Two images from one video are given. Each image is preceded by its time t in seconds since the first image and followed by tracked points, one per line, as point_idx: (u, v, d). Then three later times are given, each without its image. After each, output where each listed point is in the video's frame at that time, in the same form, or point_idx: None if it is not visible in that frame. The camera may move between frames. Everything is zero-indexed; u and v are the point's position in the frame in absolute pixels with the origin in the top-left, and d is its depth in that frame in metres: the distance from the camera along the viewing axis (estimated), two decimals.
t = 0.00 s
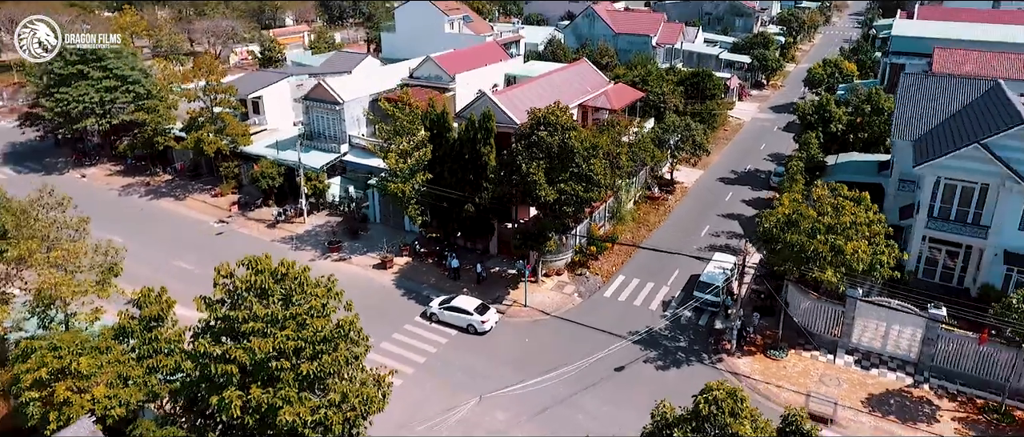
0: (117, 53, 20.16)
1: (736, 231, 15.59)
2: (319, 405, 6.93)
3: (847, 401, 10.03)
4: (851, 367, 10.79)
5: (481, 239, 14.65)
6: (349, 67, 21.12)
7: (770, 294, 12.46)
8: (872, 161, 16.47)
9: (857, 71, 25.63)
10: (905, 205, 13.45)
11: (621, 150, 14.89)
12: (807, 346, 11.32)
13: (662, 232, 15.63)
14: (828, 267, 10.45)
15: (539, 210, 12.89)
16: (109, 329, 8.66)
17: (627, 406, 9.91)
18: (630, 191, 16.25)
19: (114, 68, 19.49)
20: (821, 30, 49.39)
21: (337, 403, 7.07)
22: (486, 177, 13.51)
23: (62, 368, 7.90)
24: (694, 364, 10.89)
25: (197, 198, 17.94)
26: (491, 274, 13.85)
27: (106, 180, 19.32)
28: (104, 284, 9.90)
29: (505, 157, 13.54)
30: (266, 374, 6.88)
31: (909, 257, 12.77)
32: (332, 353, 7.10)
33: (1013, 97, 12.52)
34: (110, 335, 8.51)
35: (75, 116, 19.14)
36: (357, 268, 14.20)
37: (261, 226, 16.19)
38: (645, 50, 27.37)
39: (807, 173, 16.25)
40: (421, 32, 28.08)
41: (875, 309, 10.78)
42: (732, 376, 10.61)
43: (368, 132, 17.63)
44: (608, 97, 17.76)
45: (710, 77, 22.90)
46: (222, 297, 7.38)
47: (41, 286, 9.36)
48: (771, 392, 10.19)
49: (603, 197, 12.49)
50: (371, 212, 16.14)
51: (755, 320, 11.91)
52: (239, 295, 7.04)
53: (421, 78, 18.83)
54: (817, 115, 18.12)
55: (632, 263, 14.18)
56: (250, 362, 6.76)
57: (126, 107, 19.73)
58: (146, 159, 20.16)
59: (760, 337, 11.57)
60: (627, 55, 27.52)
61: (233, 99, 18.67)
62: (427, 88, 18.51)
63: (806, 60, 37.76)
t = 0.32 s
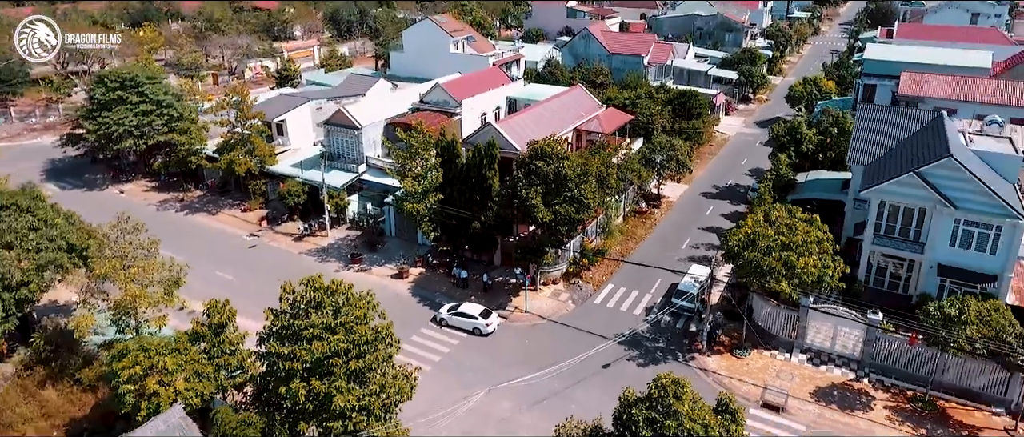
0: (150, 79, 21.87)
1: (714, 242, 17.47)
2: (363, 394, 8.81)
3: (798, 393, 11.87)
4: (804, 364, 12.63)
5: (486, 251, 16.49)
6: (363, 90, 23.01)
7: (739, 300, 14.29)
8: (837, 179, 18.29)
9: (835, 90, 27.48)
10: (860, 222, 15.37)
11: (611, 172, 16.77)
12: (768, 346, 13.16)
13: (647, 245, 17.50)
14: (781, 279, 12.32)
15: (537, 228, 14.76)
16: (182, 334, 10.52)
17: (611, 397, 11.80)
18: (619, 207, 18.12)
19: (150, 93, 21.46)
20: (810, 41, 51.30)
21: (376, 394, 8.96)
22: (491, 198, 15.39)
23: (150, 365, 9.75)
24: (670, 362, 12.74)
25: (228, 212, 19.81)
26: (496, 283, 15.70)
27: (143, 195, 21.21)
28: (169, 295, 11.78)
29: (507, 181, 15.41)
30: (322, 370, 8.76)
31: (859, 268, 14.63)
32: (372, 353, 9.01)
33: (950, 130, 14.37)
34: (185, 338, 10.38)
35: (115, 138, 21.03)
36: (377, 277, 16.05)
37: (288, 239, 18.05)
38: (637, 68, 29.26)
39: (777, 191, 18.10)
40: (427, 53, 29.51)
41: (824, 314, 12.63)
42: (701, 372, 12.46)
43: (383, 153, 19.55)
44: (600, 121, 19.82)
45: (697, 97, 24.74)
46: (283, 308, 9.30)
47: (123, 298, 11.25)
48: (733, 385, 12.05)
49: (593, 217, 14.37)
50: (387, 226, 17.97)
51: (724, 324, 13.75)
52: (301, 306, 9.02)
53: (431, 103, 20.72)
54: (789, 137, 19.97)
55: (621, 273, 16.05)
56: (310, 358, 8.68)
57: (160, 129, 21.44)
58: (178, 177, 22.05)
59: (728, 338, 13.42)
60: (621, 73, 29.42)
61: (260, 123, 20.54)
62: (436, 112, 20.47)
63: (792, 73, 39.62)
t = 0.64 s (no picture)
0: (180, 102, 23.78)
1: (696, 253, 19.33)
2: (393, 388, 10.75)
3: (761, 387, 13.75)
4: (768, 363, 14.52)
5: (491, 262, 18.38)
6: (374, 111, 24.88)
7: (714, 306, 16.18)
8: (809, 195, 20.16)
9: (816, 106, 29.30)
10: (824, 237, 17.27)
11: (603, 191, 18.67)
12: (738, 347, 15.05)
13: (636, 256, 19.39)
14: (747, 289, 14.22)
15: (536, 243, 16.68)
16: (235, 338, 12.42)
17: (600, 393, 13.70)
18: (610, 221, 20.01)
19: (181, 116, 23.32)
20: (801, 52, 53.16)
21: (402, 389, 10.89)
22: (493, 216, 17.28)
23: (211, 363, 11.54)
24: (652, 361, 14.62)
25: (254, 225, 21.70)
26: (499, 290, 17.59)
27: (175, 209, 23.11)
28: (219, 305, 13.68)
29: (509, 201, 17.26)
30: (359, 368, 10.69)
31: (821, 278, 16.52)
32: (398, 355, 10.93)
33: (902, 156, 16.23)
34: (238, 341, 12.27)
35: (150, 157, 22.84)
36: (393, 285, 17.94)
37: (311, 251, 19.95)
38: (630, 86, 31.23)
39: (753, 207, 19.97)
40: (433, 71, 31.39)
41: (785, 320, 14.51)
42: (679, 369, 14.35)
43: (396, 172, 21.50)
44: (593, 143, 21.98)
45: (684, 116, 26.29)
46: (325, 316, 11.24)
47: (181, 307, 13.17)
48: (705, 381, 13.93)
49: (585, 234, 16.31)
50: (401, 238, 19.86)
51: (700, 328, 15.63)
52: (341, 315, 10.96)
53: (439, 125, 22.66)
54: (767, 156, 21.83)
55: (611, 282, 17.95)
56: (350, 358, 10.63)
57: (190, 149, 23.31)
58: (206, 192, 23.95)
59: (703, 340, 15.31)
60: (615, 91, 31.38)
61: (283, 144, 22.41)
62: (443, 133, 22.40)
63: (781, 85, 41.45)
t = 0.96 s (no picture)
0: (206, 121, 25.64)
1: (680, 261, 21.26)
2: (412, 383, 12.72)
3: (732, 384, 15.65)
4: (738, 363, 16.42)
5: (494, 271, 20.30)
6: (385, 128, 26.80)
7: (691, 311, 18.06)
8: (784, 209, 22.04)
9: (799, 122, 31.20)
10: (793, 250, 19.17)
11: (596, 206, 20.61)
12: (713, 348, 16.94)
13: (626, 266, 21.30)
14: (720, 298, 16.12)
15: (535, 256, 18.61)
16: (275, 340, 14.37)
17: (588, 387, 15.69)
18: (603, 233, 21.93)
19: (207, 134, 25.25)
20: (792, 63, 55.07)
21: (419, 384, 12.84)
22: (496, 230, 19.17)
23: (256, 361, 13.49)
24: (638, 361, 16.53)
25: (277, 236, 23.64)
26: (501, 297, 19.47)
27: (201, 220, 25.05)
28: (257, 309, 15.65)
29: (511, 217, 19.17)
30: (384, 365, 12.65)
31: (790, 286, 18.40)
32: (416, 355, 12.90)
33: (862, 178, 18.14)
34: (276, 343, 14.23)
35: (179, 171, 24.74)
36: (405, 292, 19.85)
37: (330, 259, 21.89)
38: (624, 102, 33.15)
39: (734, 220, 21.91)
40: (439, 88, 33.32)
41: (753, 324, 16.42)
42: (660, 368, 16.26)
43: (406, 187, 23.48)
44: (588, 161, 24.01)
45: (674, 132, 28.16)
46: (355, 322, 13.25)
47: (225, 313, 15.13)
48: (683, 378, 15.85)
49: (577, 247, 18.27)
50: (412, 248, 21.78)
51: (680, 331, 17.54)
52: (369, 321, 12.96)
53: (447, 143, 24.69)
54: (747, 173, 23.73)
55: (603, 289, 19.85)
56: (376, 357, 12.60)
57: (215, 164, 25.19)
58: (229, 204, 25.86)
59: (683, 343, 17.21)
60: (610, 107, 33.32)
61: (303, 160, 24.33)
62: (450, 151, 24.34)
63: (771, 98, 43.34)
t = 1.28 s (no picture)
0: (229, 136, 27.60)
1: (667, 268, 23.19)
2: (426, 378, 14.71)
3: (708, 380, 17.59)
4: (715, 361, 18.35)
5: (497, 278, 22.24)
6: (394, 143, 28.74)
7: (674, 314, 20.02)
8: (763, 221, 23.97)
9: (783, 134, 33.07)
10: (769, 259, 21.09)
11: (590, 218, 22.59)
12: (693, 348, 18.88)
13: (617, 272, 23.27)
14: (699, 303, 18.07)
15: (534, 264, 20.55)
16: (305, 341, 16.34)
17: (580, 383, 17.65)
18: (597, 242, 23.89)
19: (229, 149, 27.22)
20: (782, 72, 57.03)
21: (432, 378, 14.83)
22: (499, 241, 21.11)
23: (290, 360, 15.45)
24: (626, 360, 18.48)
25: (296, 244, 25.58)
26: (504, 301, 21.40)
27: (225, 229, 27.01)
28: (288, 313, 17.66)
29: (512, 228, 21.13)
30: (402, 363, 14.64)
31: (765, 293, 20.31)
32: (429, 353, 14.90)
33: (830, 194, 20.09)
34: (307, 343, 16.22)
35: (204, 185, 26.70)
36: (415, 297, 21.76)
37: (345, 266, 23.82)
38: (618, 116, 35.09)
39: (717, 230, 23.85)
40: (443, 102, 35.27)
41: (728, 326, 18.41)
42: (646, 365, 18.20)
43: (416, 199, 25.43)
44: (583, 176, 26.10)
45: (664, 147, 29.83)
46: (378, 326, 15.28)
47: (259, 318, 17.09)
48: (666, 375, 17.77)
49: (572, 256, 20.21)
50: (421, 256, 23.71)
51: (665, 333, 19.50)
52: (390, 325, 14.98)
53: (453, 158, 26.71)
54: (729, 186, 25.66)
55: (596, 295, 21.80)
56: (396, 355, 14.59)
57: (237, 177, 27.14)
58: (250, 214, 27.81)
59: (666, 343, 19.14)
60: (605, 119, 35.25)
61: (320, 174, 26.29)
62: (456, 166, 26.40)
63: (760, 108, 45.26)
